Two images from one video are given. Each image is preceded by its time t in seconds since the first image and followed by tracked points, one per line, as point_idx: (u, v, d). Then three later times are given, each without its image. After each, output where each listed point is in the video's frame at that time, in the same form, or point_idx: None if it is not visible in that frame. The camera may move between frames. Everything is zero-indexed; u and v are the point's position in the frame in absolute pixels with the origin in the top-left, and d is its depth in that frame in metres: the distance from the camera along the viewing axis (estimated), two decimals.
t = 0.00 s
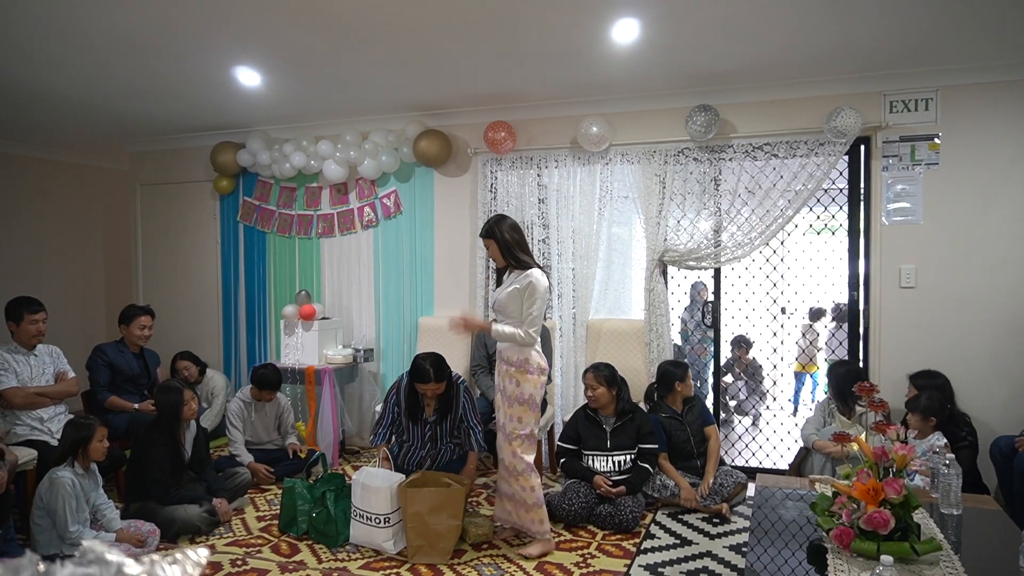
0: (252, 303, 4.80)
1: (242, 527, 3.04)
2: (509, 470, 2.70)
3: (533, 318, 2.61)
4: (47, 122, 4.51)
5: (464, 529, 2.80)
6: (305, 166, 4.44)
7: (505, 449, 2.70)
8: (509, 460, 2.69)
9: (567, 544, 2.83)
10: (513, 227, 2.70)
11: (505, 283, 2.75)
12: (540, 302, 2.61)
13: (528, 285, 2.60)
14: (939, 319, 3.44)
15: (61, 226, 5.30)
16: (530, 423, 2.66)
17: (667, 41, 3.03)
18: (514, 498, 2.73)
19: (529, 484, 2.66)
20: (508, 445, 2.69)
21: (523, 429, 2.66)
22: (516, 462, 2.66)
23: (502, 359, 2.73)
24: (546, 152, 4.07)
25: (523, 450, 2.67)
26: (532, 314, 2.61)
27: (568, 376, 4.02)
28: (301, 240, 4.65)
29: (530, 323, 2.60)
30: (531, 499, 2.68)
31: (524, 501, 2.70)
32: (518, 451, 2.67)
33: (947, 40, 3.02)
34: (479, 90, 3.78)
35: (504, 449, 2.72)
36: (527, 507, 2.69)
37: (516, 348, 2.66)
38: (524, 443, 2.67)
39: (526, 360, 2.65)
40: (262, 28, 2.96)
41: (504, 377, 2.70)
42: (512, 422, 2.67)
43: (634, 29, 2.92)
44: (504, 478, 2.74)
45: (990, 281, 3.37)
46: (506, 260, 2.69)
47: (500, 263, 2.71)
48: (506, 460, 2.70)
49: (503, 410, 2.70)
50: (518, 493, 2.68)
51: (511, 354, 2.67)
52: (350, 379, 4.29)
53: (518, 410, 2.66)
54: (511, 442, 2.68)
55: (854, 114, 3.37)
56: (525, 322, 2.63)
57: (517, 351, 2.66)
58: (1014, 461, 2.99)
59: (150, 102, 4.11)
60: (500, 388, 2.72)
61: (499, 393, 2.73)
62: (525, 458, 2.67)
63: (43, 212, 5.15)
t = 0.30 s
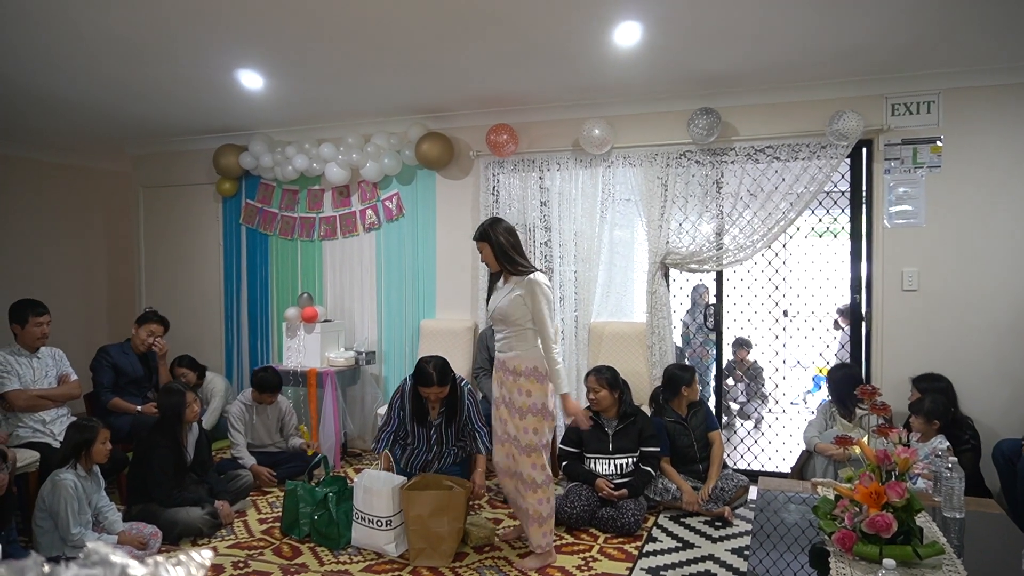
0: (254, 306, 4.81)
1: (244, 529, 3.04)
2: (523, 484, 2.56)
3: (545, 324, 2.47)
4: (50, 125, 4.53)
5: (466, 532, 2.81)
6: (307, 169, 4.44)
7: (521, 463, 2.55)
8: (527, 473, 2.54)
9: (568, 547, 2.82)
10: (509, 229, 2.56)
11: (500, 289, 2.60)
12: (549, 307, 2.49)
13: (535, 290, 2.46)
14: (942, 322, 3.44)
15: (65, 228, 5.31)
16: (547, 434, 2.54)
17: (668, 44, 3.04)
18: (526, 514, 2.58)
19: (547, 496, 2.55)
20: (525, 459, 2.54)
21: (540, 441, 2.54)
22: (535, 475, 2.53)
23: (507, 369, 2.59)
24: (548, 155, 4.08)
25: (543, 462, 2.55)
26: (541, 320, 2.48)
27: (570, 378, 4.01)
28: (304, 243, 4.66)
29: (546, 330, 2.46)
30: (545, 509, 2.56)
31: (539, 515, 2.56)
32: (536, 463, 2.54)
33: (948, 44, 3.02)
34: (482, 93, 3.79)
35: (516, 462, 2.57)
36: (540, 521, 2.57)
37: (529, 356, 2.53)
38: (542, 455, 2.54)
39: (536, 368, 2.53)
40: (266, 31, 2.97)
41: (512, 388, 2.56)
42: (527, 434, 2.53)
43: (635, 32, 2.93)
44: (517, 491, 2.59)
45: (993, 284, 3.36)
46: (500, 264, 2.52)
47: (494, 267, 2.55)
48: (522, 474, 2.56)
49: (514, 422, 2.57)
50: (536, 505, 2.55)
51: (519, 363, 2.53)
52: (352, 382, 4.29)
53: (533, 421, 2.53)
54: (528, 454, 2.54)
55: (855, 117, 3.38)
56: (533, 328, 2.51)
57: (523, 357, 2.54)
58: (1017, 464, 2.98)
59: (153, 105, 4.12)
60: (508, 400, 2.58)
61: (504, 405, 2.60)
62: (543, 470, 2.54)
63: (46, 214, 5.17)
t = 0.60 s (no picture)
0: (257, 310, 4.82)
1: (247, 533, 3.04)
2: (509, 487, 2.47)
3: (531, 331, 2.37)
4: (55, 130, 4.55)
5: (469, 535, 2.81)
6: (310, 173, 4.45)
7: (506, 469, 2.46)
8: (513, 478, 2.46)
9: (571, 550, 2.82)
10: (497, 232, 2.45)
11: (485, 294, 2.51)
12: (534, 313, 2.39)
13: (518, 296, 2.37)
14: (945, 324, 3.43)
15: (69, 233, 5.33)
16: (535, 441, 2.44)
17: (670, 47, 3.05)
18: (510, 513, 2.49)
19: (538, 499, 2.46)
20: (512, 465, 2.45)
21: (525, 450, 2.44)
22: (523, 479, 2.45)
23: (490, 377, 2.49)
24: (550, 158, 4.09)
25: (533, 469, 2.45)
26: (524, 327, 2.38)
27: (573, 381, 4.01)
28: (307, 247, 4.67)
29: (531, 336, 2.36)
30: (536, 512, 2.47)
31: (526, 513, 2.48)
32: (524, 470, 2.44)
33: (950, 46, 3.02)
34: (484, 97, 3.80)
35: (502, 467, 2.48)
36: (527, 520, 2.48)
37: (512, 364, 2.43)
38: (530, 462, 2.44)
39: (520, 376, 2.43)
40: (269, 36, 2.98)
41: (495, 397, 2.47)
42: (513, 442, 2.44)
43: (636, 36, 2.94)
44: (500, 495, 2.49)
45: (996, 286, 3.35)
46: (482, 270, 2.43)
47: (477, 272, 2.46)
48: (508, 478, 2.47)
49: (498, 429, 2.48)
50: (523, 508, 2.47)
51: (502, 372, 2.44)
52: (355, 385, 4.30)
53: (518, 430, 2.43)
54: (515, 462, 2.45)
55: (857, 120, 3.38)
56: (518, 335, 2.41)
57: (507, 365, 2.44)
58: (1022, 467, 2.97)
59: (157, 110, 4.14)
60: (490, 407, 2.49)
61: (485, 413, 2.49)
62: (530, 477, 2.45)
63: (50, 219, 5.18)
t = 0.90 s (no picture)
0: (258, 308, 4.82)
1: (248, 533, 3.04)
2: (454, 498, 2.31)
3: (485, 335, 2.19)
4: (56, 129, 4.55)
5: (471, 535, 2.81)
6: (311, 172, 4.45)
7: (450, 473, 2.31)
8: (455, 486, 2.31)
9: (572, 550, 2.82)
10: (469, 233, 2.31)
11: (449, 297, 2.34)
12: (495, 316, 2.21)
13: (479, 296, 2.20)
14: (947, 324, 3.42)
15: (70, 232, 5.34)
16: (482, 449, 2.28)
17: (672, 47, 3.04)
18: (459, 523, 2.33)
19: (488, 511, 2.29)
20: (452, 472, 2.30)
21: (469, 458, 2.27)
22: (467, 489, 2.29)
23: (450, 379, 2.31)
24: (551, 158, 4.08)
25: (474, 480, 2.29)
26: (482, 329, 2.19)
27: (574, 381, 4.01)
28: (308, 246, 4.67)
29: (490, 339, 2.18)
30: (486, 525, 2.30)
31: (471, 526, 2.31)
32: (464, 480, 2.29)
33: (952, 46, 3.01)
34: (485, 96, 3.80)
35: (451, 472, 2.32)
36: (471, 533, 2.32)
37: (470, 370, 2.21)
38: (473, 470, 2.28)
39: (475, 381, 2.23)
40: (270, 36, 2.98)
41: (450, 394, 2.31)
42: (458, 448, 2.28)
43: (638, 35, 2.93)
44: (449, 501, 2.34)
45: (998, 287, 3.35)
46: (447, 271, 2.28)
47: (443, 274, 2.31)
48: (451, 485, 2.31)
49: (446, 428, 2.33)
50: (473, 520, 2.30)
51: (458, 372, 2.25)
52: (356, 385, 4.31)
53: (465, 435, 2.26)
54: (456, 469, 2.29)
55: (859, 119, 3.37)
56: (475, 339, 2.21)
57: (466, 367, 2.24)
58: None
59: (158, 109, 4.14)
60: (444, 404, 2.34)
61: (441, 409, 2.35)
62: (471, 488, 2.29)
63: (51, 218, 5.19)
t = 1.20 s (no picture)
0: (259, 308, 4.82)
1: (248, 532, 3.04)
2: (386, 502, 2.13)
3: (436, 338, 2.06)
4: (58, 127, 4.56)
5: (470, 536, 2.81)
6: (313, 172, 4.45)
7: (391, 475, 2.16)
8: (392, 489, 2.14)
9: (572, 552, 2.82)
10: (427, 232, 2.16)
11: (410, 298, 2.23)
12: (446, 317, 2.07)
13: (425, 298, 2.06)
14: (948, 328, 3.42)
15: (72, 231, 5.34)
16: (419, 454, 2.10)
17: (674, 48, 3.04)
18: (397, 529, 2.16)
19: (415, 521, 2.12)
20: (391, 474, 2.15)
21: (405, 459, 2.10)
22: (401, 494, 2.11)
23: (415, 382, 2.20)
24: (553, 159, 4.09)
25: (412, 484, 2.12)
26: (431, 333, 2.06)
27: (574, 383, 4.01)
28: (310, 246, 4.67)
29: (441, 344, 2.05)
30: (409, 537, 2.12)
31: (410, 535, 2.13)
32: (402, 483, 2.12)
33: (954, 49, 3.01)
34: (487, 97, 3.80)
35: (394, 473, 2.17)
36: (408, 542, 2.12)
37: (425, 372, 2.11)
38: (410, 474, 2.11)
39: (422, 383, 2.11)
40: (274, 35, 2.99)
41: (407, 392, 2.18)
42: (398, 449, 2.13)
43: (641, 37, 2.94)
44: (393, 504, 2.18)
45: (999, 291, 3.35)
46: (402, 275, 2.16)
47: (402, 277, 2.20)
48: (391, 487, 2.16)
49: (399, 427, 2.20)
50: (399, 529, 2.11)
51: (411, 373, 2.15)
52: (356, 385, 4.31)
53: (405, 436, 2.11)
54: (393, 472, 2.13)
55: (862, 123, 3.36)
56: (425, 342, 2.09)
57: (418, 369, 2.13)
58: None
59: (159, 108, 4.14)
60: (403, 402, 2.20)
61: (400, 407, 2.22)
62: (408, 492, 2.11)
63: (53, 216, 5.20)
